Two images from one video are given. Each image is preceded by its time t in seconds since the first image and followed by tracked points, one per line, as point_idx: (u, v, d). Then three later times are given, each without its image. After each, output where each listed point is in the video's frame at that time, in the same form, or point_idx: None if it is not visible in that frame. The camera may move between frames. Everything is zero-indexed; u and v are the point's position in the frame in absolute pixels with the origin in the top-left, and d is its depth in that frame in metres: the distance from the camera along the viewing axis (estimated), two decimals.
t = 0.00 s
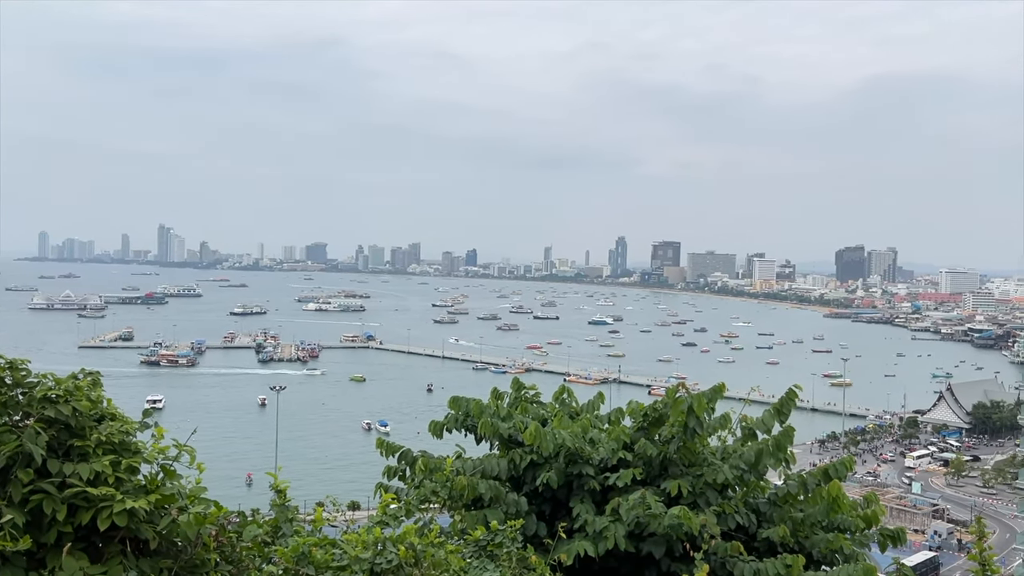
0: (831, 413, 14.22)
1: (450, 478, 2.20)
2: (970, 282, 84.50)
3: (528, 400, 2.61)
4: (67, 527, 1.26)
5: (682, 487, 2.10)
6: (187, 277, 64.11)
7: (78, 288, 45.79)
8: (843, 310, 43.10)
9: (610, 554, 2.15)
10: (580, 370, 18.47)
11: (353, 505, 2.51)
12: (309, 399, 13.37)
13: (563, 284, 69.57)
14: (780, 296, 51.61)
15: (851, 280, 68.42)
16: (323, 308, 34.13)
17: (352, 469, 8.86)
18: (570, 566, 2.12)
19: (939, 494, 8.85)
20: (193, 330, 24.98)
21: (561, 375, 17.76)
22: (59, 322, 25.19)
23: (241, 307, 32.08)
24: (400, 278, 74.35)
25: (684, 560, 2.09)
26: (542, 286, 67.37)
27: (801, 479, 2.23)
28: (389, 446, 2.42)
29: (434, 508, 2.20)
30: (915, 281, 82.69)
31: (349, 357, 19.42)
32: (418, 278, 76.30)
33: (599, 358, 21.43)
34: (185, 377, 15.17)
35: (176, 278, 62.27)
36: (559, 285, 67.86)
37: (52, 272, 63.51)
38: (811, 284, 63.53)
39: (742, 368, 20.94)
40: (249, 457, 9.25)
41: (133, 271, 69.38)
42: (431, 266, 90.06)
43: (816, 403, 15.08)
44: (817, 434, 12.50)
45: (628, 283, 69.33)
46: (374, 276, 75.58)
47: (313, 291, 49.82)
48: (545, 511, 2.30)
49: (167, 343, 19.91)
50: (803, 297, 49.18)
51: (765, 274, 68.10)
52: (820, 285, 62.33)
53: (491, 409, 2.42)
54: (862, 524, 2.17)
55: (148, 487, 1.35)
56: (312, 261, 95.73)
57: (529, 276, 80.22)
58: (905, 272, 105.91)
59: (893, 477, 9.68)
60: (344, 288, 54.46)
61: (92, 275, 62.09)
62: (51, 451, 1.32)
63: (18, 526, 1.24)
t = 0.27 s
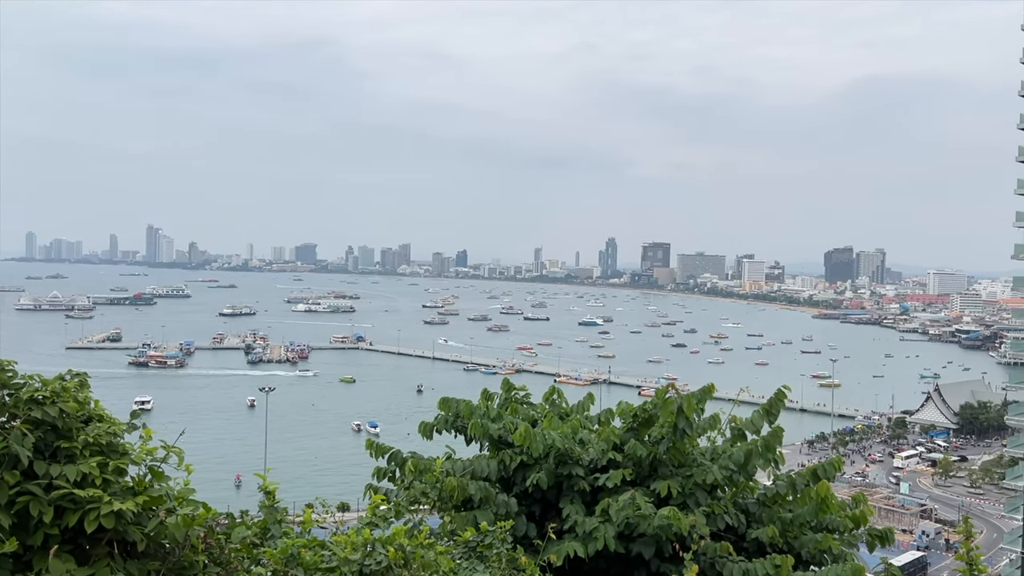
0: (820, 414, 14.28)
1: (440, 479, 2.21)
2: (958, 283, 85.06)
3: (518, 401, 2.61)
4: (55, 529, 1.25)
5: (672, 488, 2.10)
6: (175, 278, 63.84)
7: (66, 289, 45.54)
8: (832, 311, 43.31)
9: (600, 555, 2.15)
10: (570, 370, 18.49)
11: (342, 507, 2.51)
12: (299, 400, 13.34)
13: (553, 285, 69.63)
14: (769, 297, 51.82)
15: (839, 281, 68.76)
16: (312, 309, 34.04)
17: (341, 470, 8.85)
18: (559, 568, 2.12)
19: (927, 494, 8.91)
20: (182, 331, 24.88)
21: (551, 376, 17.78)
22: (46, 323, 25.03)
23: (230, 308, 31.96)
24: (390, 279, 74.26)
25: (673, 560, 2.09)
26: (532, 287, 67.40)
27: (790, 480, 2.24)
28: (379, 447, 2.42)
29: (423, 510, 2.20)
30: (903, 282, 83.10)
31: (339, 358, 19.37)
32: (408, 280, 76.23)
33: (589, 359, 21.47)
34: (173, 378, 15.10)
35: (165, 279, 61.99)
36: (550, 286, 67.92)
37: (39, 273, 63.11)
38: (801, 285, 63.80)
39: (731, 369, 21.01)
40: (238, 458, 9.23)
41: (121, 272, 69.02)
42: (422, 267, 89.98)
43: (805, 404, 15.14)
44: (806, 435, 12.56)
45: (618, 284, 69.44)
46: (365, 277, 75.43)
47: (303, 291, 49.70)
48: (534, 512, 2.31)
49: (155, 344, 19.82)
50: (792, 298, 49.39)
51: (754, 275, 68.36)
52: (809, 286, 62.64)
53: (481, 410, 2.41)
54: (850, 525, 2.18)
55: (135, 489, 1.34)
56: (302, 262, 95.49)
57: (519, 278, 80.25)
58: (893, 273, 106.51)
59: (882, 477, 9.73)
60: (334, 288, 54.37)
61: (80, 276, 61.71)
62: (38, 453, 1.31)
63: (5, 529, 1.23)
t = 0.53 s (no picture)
0: (809, 415, 14.34)
1: (430, 480, 2.20)
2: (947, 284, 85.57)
3: (508, 402, 2.61)
4: (41, 531, 1.24)
5: (662, 489, 2.11)
6: (165, 279, 63.54)
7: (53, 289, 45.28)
8: (821, 312, 43.50)
9: (589, 555, 2.15)
10: (560, 371, 18.50)
11: (331, 509, 2.50)
12: (289, 401, 13.30)
13: (544, 286, 69.67)
14: (759, 298, 52.02)
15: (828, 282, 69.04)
16: (302, 310, 33.94)
17: (331, 471, 8.83)
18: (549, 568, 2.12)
19: (915, 494, 8.95)
20: (171, 332, 24.77)
21: (541, 377, 17.80)
22: (33, 324, 24.87)
23: (219, 309, 31.84)
24: (380, 280, 74.16)
25: (663, 561, 2.09)
26: (523, 288, 67.42)
27: (778, 480, 2.24)
28: (369, 448, 2.41)
29: (413, 512, 2.19)
30: (892, 284, 83.52)
31: (329, 359, 19.31)
32: (399, 280, 76.14)
33: (580, 360, 21.49)
34: (162, 379, 15.03)
35: (154, 280, 61.70)
36: (540, 287, 67.97)
37: (26, 274, 62.66)
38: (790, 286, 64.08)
39: (721, 369, 21.07)
40: (227, 460, 9.19)
41: (109, 273, 68.64)
42: (412, 268, 89.90)
43: (794, 404, 15.20)
44: (795, 435, 12.60)
45: (609, 285, 69.54)
46: (355, 277, 75.33)
47: (293, 292, 49.58)
48: (524, 513, 2.30)
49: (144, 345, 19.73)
50: (782, 299, 49.61)
51: (744, 277, 68.59)
52: (799, 287, 62.92)
53: (471, 412, 2.41)
54: (838, 525, 2.19)
55: (122, 491, 1.33)
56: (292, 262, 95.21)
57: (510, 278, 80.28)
58: (882, 274, 107.09)
59: (870, 477, 9.77)
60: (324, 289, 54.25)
61: (68, 276, 61.32)
62: (25, 455, 1.31)
63: None
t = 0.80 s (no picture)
0: (798, 415, 14.39)
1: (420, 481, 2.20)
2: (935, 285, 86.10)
3: (499, 402, 2.61)
4: (27, 533, 1.23)
5: (651, 489, 2.11)
6: (153, 280, 63.23)
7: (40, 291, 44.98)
8: (811, 313, 43.68)
9: (580, 556, 2.15)
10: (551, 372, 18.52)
11: (321, 510, 2.49)
12: (279, 402, 13.26)
13: (534, 287, 69.74)
14: (748, 299, 52.20)
15: (817, 283, 69.37)
16: (292, 311, 33.83)
17: (321, 473, 8.81)
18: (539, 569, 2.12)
19: (904, 494, 8.99)
20: (159, 333, 24.66)
21: (532, 378, 17.80)
22: (20, 326, 24.71)
23: (208, 310, 31.73)
24: (371, 281, 74.05)
25: (653, 561, 2.10)
26: (514, 288, 67.44)
27: (769, 481, 2.25)
28: (359, 449, 2.40)
29: (403, 513, 2.19)
30: (881, 285, 84.03)
31: (319, 360, 19.26)
32: (390, 281, 76.06)
33: (570, 361, 21.53)
34: (151, 381, 14.97)
35: (142, 280, 61.41)
36: (531, 288, 68.00)
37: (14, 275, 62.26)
38: (780, 288, 64.33)
39: (712, 370, 21.13)
40: (216, 461, 9.16)
41: (98, 274, 68.26)
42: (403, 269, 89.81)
43: (783, 404, 15.26)
44: (785, 435, 12.64)
45: (599, 286, 69.65)
46: (345, 278, 75.18)
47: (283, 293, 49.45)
48: (515, 513, 2.30)
49: (132, 347, 19.64)
50: (771, 300, 49.80)
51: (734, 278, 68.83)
52: (788, 288, 63.18)
53: (461, 413, 2.41)
54: (828, 525, 2.20)
55: (110, 492, 1.32)
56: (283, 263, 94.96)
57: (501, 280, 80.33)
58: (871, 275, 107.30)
59: (860, 477, 9.82)
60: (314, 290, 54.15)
61: (56, 278, 60.93)
62: (10, 456, 1.30)
63: None
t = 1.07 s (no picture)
0: (788, 416, 14.44)
1: (410, 483, 2.19)
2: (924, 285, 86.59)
3: (489, 403, 2.61)
4: (16, 535, 1.23)
5: (642, 490, 2.11)
6: (142, 280, 62.95)
7: (27, 292, 44.67)
8: (801, 313, 43.86)
9: (571, 556, 2.16)
10: (541, 373, 18.53)
11: (312, 511, 2.48)
12: (269, 404, 13.22)
13: (526, 288, 69.78)
14: (738, 300, 52.37)
15: (807, 283, 69.66)
16: (282, 312, 33.75)
17: (312, 474, 8.79)
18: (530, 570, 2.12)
19: (893, 494, 9.03)
20: (149, 334, 24.55)
21: (523, 378, 17.80)
22: (8, 327, 24.55)
23: (198, 311, 31.61)
24: (361, 281, 73.93)
25: (643, 561, 2.10)
26: (505, 289, 67.48)
27: (759, 481, 2.25)
28: (349, 451, 2.40)
29: (393, 514, 2.19)
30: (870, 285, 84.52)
31: (310, 361, 19.23)
32: (380, 281, 75.96)
33: (561, 362, 21.54)
34: (141, 382, 14.89)
35: (131, 282, 61.14)
36: (522, 289, 68.02)
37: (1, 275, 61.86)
38: (770, 288, 64.53)
39: (702, 371, 21.18)
40: (206, 463, 9.12)
41: (87, 275, 67.90)
42: (394, 270, 89.72)
43: (774, 405, 15.31)
44: (775, 436, 12.69)
45: (590, 286, 69.73)
46: (336, 279, 75.02)
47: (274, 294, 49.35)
48: (505, 514, 2.30)
49: (122, 348, 19.54)
50: (761, 300, 49.96)
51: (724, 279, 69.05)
52: (778, 289, 63.43)
53: (452, 413, 2.40)
54: (818, 525, 2.21)
55: (99, 495, 1.32)
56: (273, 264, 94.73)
57: (492, 281, 80.32)
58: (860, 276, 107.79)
59: (849, 477, 9.86)
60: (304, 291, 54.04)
61: (44, 279, 60.51)
62: None
63: None
